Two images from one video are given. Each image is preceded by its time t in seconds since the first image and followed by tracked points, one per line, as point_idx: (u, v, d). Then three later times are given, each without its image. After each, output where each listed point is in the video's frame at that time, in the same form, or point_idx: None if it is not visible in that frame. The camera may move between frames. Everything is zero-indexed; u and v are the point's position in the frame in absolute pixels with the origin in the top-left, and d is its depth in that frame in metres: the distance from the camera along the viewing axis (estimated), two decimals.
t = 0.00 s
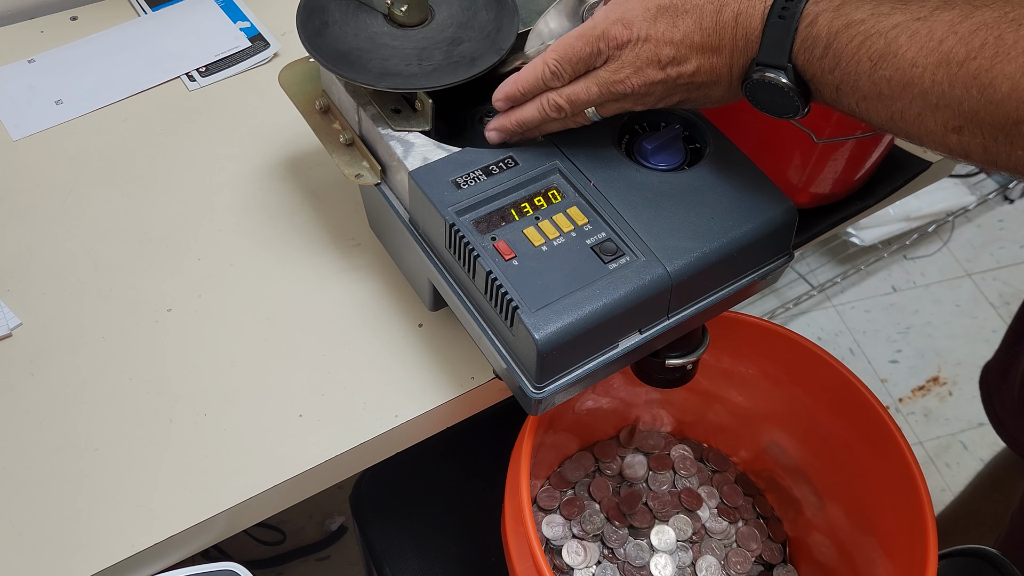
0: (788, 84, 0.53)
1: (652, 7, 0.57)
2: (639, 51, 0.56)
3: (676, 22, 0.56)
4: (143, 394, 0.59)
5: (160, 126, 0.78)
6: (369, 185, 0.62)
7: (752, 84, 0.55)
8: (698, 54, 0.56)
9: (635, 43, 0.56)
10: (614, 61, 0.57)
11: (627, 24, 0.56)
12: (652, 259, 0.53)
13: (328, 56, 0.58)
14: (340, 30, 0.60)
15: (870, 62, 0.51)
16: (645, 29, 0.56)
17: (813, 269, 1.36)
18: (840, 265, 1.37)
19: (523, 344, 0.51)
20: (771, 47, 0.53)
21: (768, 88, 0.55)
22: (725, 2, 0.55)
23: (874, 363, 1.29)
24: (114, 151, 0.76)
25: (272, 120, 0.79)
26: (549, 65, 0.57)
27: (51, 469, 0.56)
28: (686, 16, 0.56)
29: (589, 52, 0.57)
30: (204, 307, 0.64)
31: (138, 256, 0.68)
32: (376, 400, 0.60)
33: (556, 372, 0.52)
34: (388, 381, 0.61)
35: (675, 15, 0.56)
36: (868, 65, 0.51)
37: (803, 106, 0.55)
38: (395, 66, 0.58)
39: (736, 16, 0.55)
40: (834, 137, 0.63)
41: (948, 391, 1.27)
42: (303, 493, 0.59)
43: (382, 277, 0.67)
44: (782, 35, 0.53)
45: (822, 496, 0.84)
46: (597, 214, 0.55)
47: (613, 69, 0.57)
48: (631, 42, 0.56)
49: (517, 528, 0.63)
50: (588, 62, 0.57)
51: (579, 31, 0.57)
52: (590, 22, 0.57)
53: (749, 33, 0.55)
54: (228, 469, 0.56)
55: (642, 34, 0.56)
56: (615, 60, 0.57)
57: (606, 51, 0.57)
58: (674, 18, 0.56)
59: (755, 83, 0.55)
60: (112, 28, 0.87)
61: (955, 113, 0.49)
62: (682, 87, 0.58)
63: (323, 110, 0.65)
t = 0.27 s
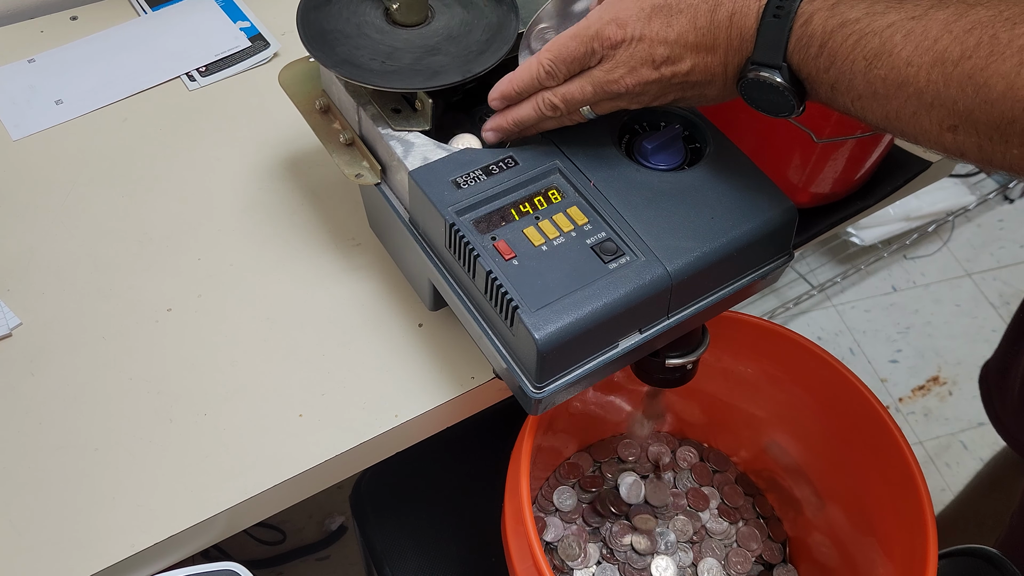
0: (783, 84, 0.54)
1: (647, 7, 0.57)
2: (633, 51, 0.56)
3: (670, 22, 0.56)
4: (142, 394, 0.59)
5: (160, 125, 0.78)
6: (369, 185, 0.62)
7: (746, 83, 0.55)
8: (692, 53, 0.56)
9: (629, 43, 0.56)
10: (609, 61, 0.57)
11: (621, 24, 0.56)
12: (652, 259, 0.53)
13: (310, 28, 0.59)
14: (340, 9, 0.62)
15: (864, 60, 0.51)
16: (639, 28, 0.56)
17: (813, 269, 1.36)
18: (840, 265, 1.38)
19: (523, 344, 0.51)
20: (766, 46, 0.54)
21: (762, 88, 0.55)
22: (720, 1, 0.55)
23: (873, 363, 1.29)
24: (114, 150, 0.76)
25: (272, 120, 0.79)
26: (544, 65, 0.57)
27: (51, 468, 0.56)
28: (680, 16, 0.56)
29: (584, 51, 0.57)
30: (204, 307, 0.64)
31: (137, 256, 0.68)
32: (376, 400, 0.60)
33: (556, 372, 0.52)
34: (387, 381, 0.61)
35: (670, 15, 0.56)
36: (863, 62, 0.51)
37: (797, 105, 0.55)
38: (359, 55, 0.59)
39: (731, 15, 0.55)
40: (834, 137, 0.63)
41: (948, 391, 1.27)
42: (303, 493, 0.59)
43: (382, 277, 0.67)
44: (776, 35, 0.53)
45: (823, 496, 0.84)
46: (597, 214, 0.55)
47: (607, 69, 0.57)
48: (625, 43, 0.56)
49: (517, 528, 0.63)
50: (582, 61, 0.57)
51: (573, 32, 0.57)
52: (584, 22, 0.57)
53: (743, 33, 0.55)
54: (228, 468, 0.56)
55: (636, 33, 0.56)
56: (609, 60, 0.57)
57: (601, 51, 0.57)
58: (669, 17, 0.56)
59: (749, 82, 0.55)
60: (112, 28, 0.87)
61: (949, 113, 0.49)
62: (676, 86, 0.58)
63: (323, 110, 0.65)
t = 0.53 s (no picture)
0: (788, 91, 0.54)
1: (650, 15, 0.57)
2: (636, 59, 0.56)
3: (673, 30, 0.56)
4: (142, 394, 0.59)
5: (160, 126, 0.78)
6: (369, 185, 0.62)
7: (752, 89, 0.55)
8: (695, 60, 0.56)
9: (631, 51, 0.56)
10: (611, 68, 0.57)
11: (623, 32, 0.56)
12: (652, 259, 0.53)
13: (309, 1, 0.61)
14: None
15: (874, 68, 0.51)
16: (642, 36, 0.56)
17: (813, 268, 1.36)
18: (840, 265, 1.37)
19: (523, 344, 0.51)
20: (771, 53, 0.54)
21: (771, 95, 0.55)
22: (724, 10, 0.55)
23: (873, 363, 1.29)
24: (114, 151, 0.76)
25: (272, 120, 0.79)
26: (546, 70, 0.57)
27: (51, 469, 0.56)
28: (683, 24, 0.56)
29: (585, 58, 0.57)
30: (204, 308, 0.64)
31: (137, 256, 0.68)
32: (376, 400, 0.60)
33: (556, 372, 0.52)
34: (387, 381, 0.61)
35: (672, 23, 0.56)
36: (870, 71, 0.51)
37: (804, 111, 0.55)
38: (336, 36, 0.60)
39: (735, 23, 0.55)
40: (834, 138, 0.63)
41: (948, 391, 1.27)
42: (303, 493, 0.59)
43: (382, 277, 0.67)
44: (782, 42, 0.53)
45: (823, 496, 0.84)
46: (597, 214, 0.55)
47: (609, 76, 0.57)
48: (627, 50, 0.56)
49: (517, 529, 0.63)
50: (585, 68, 0.57)
51: (575, 39, 0.57)
52: (587, 29, 0.57)
53: (748, 41, 0.55)
54: (228, 469, 0.56)
55: (638, 41, 0.56)
56: (611, 67, 0.57)
57: (602, 58, 0.57)
58: (671, 25, 0.56)
59: (757, 89, 0.55)
60: (112, 28, 0.87)
61: (959, 121, 0.49)
62: (679, 93, 0.59)
63: (323, 110, 0.65)
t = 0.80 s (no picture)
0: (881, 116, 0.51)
1: (737, 15, 0.52)
2: (717, 62, 0.53)
3: (761, 35, 0.52)
4: (142, 394, 0.59)
5: (160, 126, 0.78)
6: (369, 186, 0.62)
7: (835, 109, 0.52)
8: (782, 70, 0.53)
9: (712, 53, 0.53)
10: (688, 68, 0.54)
11: (705, 32, 0.52)
12: (652, 259, 0.53)
13: None
14: None
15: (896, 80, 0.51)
16: (725, 39, 0.52)
17: (814, 269, 1.36)
18: (840, 265, 1.37)
19: (523, 344, 0.51)
20: (867, 73, 0.51)
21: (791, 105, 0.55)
22: (821, 19, 0.51)
23: (874, 364, 1.29)
24: (114, 151, 0.76)
25: (272, 120, 0.79)
26: (617, 61, 0.54)
27: (51, 469, 0.56)
28: (773, 29, 0.52)
29: (662, 55, 0.53)
30: (204, 308, 0.64)
31: (138, 256, 0.68)
32: (376, 400, 0.60)
33: (556, 372, 0.52)
34: (388, 381, 0.61)
35: (761, 27, 0.52)
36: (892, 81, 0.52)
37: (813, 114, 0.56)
38: (326, 15, 0.61)
39: (831, 36, 0.51)
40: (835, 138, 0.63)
41: (948, 392, 1.27)
42: (304, 493, 0.59)
43: (382, 277, 0.67)
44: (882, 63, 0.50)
45: (823, 496, 0.84)
46: (597, 215, 0.55)
47: (686, 77, 0.54)
48: (708, 51, 0.53)
49: (517, 529, 0.63)
50: (660, 65, 0.54)
51: (652, 31, 0.53)
52: (666, 21, 0.53)
53: (846, 54, 0.51)
54: (228, 469, 0.56)
55: (722, 44, 0.52)
56: (688, 67, 0.54)
57: (680, 57, 0.53)
58: (759, 29, 0.52)
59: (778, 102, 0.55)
60: (112, 28, 0.87)
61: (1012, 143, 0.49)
62: (759, 103, 0.55)
63: (323, 110, 0.65)
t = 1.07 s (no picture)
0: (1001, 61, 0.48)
1: None
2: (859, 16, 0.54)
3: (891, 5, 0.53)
4: (142, 394, 0.59)
5: (160, 126, 0.78)
6: (369, 185, 0.62)
7: (960, 50, 0.50)
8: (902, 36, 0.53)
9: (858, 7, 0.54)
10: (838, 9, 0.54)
11: None
12: (652, 259, 0.53)
13: None
14: None
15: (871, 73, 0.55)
16: None
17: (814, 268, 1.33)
18: (840, 264, 1.35)
19: (523, 343, 0.51)
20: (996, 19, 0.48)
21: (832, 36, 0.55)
22: None
23: (873, 363, 1.29)
24: (114, 151, 0.76)
25: (272, 120, 0.79)
26: None
27: (51, 469, 0.56)
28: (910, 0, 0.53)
29: None
30: (204, 308, 0.64)
31: (138, 256, 0.68)
32: (376, 400, 0.60)
33: (555, 372, 0.52)
34: (388, 380, 0.61)
35: None
36: (861, 84, 0.56)
37: (804, 72, 0.59)
38: None
39: None
40: (834, 138, 0.63)
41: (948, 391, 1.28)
42: (304, 493, 0.59)
43: (382, 276, 0.67)
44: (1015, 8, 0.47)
45: (823, 496, 0.84)
46: (597, 214, 0.55)
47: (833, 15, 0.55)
48: None
49: (517, 529, 0.63)
50: None
51: None
52: None
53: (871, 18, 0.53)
54: (228, 469, 0.56)
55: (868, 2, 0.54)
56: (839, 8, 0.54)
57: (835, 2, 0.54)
58: None
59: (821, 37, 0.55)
60: (112, 28, 0.87)
61: None
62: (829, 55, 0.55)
63: (323, 110, 0.65)
